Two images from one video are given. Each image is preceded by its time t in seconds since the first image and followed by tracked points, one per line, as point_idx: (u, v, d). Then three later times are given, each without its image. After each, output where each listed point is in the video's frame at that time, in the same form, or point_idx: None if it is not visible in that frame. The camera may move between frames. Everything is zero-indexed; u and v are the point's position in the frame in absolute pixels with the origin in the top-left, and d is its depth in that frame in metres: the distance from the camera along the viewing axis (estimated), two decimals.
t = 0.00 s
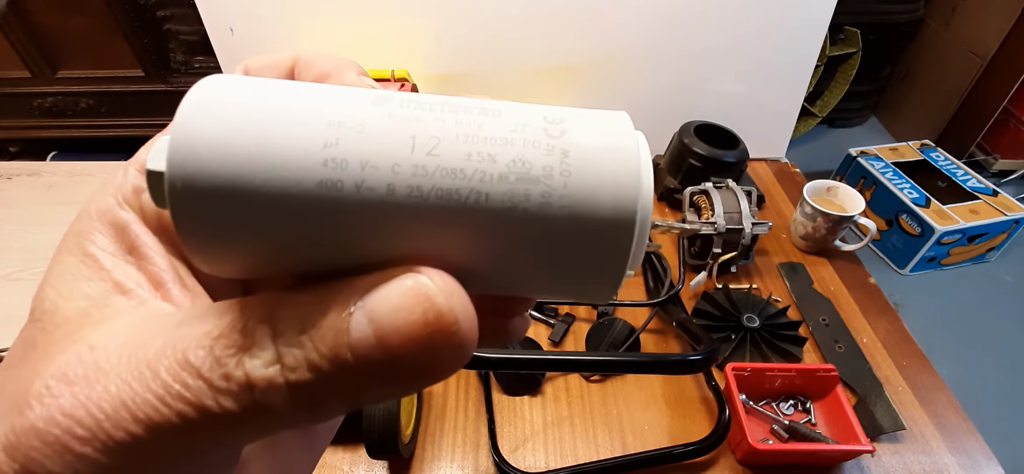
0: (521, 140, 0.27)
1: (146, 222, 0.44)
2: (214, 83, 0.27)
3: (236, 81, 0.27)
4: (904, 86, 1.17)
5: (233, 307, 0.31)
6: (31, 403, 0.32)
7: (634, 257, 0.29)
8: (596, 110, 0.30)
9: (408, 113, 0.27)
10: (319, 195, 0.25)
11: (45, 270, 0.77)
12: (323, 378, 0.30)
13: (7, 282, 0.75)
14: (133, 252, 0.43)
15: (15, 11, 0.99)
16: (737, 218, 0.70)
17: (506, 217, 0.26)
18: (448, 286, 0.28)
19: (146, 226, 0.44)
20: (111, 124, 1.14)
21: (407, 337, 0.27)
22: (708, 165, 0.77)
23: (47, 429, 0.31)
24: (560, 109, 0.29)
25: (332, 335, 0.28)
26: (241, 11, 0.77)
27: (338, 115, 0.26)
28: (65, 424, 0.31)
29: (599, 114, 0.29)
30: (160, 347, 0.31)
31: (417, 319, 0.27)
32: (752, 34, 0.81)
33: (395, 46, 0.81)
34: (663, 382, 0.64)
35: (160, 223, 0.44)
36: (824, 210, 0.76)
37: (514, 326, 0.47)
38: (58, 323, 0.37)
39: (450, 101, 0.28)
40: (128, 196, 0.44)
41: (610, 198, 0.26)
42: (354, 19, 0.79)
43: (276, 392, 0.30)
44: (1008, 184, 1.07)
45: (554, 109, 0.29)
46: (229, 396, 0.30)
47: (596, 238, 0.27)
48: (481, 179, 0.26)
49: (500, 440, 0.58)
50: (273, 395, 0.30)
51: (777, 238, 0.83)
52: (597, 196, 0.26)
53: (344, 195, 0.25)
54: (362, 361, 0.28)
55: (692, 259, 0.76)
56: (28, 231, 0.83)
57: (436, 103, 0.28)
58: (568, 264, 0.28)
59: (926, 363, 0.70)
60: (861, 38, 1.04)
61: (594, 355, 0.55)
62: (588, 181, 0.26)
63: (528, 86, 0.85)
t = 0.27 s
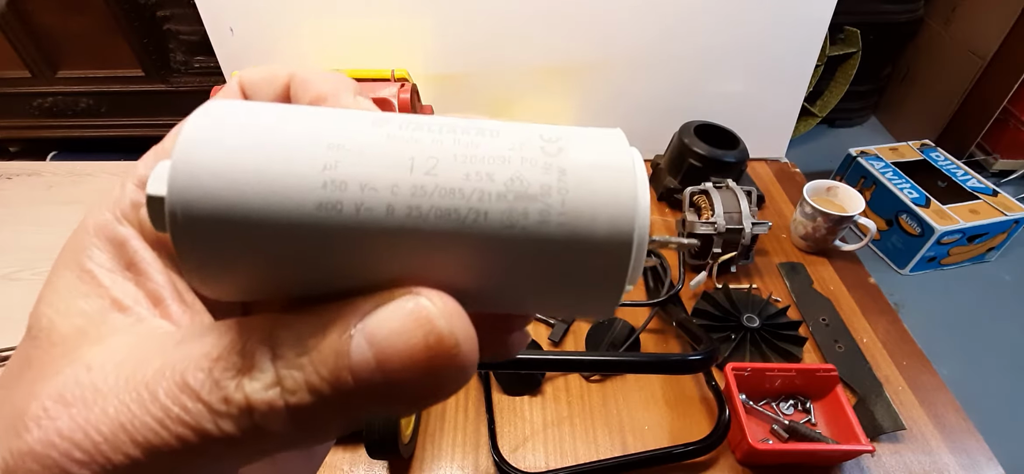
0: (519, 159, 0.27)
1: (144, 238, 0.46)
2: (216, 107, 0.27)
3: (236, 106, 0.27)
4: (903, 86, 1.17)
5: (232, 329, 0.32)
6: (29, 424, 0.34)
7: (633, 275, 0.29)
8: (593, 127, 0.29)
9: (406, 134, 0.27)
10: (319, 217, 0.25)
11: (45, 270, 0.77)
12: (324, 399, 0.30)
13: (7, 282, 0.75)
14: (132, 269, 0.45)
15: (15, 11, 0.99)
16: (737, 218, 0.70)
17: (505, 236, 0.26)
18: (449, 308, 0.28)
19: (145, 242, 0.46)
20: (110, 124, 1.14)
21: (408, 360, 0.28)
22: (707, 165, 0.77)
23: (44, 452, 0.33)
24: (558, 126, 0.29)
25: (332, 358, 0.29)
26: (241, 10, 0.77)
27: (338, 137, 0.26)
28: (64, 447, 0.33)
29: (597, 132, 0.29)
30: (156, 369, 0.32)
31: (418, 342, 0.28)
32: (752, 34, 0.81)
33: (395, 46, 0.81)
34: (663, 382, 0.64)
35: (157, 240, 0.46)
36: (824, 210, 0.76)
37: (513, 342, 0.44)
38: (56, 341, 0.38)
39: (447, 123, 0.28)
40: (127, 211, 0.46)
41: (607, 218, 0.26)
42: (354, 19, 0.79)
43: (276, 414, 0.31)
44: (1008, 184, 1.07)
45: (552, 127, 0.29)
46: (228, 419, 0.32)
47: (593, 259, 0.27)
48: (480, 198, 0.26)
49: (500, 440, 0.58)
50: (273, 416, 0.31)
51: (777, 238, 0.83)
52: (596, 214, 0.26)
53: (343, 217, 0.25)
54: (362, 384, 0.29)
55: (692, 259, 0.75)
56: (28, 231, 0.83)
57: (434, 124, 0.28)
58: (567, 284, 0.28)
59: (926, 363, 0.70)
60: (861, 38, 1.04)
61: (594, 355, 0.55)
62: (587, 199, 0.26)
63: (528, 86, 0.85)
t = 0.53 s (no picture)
0: (520, 209, 0.26)
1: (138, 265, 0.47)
2: (212, 158, 0.26)
3: (232, 156, 0.27)
4: (903, 86, 1.17)
5: (231, 367, 0.33)
6: (25, 463, 0.34)
7: (635, 317, 0.29)
8: (595, 166, 0.29)
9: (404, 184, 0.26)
10: (319, 272, 0.25)
11: (44, 271, 0.77)
12: (327, 445, 0.31)
13: (7, 283, 0.75)
14: (127, 298, 0.45)
15: (15, 11, 0.99)
16: (737, 218, 0.70)
17: (506, 288, 0.26)
18: (452, 364, 0.29)
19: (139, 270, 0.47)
20: (110, 125, 1.14)
21: (412, 410, 0.29)
22: (707, 165, 0.77)
23: None
24: (559, 168, 0.28)
25: (337, 408, 0.30)
26: (241, 10, 0.77)
27: (335, 190, 0.26)
28: None
29: (599, 174, 0.28)
30: (155, 410, 0.33)
31: (422, 395, 0.29)
32: (751, 34, 0.81)
33: (395, 45, 0.81)
34: (663, 382, 0.64)
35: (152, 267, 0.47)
36: (824, 210, 0.76)
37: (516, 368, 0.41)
38: (49, 371, 0.39)
39: (446, 165, 0.28)
40: (121, 238, 0.46)
41: (610, 266, 0.26)
42: (354, 19, 0.79)
43: (276, 460, 0.32)
44: (1008, 184, 1.07)
45: (553, 167, 0.28)
46: (228, 464, 0.32)
47: (592, 308, 0.28)
48: (481, 252, 0.26)
49: (500, 440, 0.58)
50: (274, 463, 0.32)
51: (777, 238, 0.83)
52: (597, 263, 0.26)
53: (343, 273, 0.25)
54: (366, 432, 0.30)
55: (692, 258, 0.75)
56: (28, 231, 0.83)
57: (432, 168, 0.27)
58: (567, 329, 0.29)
59: (926, 363, 0.70)
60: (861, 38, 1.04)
61: (594, 355, 0.55)
62: (588, 251, 0.26)
63: (528, 85, 0.85)
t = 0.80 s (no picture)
0: (522, 194, 0.26)
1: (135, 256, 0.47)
2: (209, 144, 0.26)
3: (229, 143, 0.27)
4: (903, 86, 1.17)
5: (229, 358, 0.34)
6: (24, 452, 0.34)
7: (641, 300, 0.29)
8: (599, 147, 0.29)
9: (403, 169, 0.26)
10: (320, 263, 0.26)
11: (45, 270, 0.77)
12: (332, 432, 0.31)
13: (7, 282, 0.75)
14: (125, 289, 0.45)
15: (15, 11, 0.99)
16: (737, 218, 0.70)
17: (509, 274, 0.26)
18: (457, 349, 0.29)
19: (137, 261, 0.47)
20: (110, 124, 1.14)
21: (418, 398, 0.29)
22: (707, 165, 0.77)
23: None
24: (562, 150, 0.28)
25: (341, 394, 0.30)
26: (241, 10, 0.77)
27: (332, 178, 0.26)
28: None
29: (603, 155, 0.28)
30: (158, 398, 0.33)
31: (427, 380, 0.29)
32: (751, 33, 0.81)
33: (395, 45, 0.81)
34: (663, 382, 0.64)
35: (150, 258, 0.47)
36: (824, 210, 0.76)
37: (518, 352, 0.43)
38: (47, 363, 0.40)
39: (446, 149, 0.27)
40: (117, 230, 0.47)
41: (616, 249, 0.26)
42: (354, 18, 0.79)
43: (280, 446, 0.32)
44: (1008, 184, 1.07)
45: (554, 150, 0.28)
46: (232, 450, 0.32)
47: (597, 292, 0.28)
48: (483, 239, 0.26)
49: (500, 440, 0.58)
50: (277, 449, 0.32)
51: (777, 238, 0.83)
52: (600, 248, 0.26)
53: (344, 261, 0.26)
54: (371, 420, 0.30)
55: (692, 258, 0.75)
56: (28, 231, 0.83)
57: (431, 153, 0.27)
58: (572, 314, 0.29)
59: (926, 363, 0.70)
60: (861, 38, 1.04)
61: (594, 355, 0.55)
62: (592, 236, 0.26)
63: (528, 85, 0.85)
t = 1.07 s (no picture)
0: (525, 176, 0.26)
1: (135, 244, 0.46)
2: (211, 124, 0.26)
3: (229, 123, 0.27)
4: (903, 86, 1.17)
5: (232, 340, 0.33)
6: (27, 434, 0.34)
7: (644, 282, 0.29)
8: (602, 129, 0.29)
9: (406, 151, 0.26)
10: (322, 244, 0.26)
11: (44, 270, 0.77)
12: (334, 413, 0.31)
13: (7, 282, 0.75)
14: (125, 275, 0.45)
15: (15, 11, 0.99)
16: (737, 218, 0.70)
17: (512, 256, 0.26)
18: (460, 330, 0.29)
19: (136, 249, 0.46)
20: (110, 124, 1.14)
21: (419, 378, 0.29)
22: (707, 165, 0.77)
23: (43, 462, 0.33)
24: (565, 133, 0.28)
25: (344, 375, 0.30)
26: (241, 10, 0.77)
27: (333, 160, 0.26)
28: (64, 457, 0.33)
29: (606, 138, 0.28)
30: (160, 379, 0.33)
31: (431, 360, 0.29)
32: (751, 33, 0.81)
33: (395, 46, 0.81)
34: (663, 382, 0.64)
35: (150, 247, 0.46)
36: (824, 210, 0.76)
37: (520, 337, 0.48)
38: (46, 348, 0.38)
39: (448, 132, 0.28)
40: (114, 217, 0.46)
41: (619, 230, 0.26)
42: (354, 19, 0.79)
43: (282, 429, 0.32)
44: (1008, 184, 1.07)
45: (557, 132, 0.28)
46: (235, 431, 0.32)
47: (601, 274, 0.27)
48: (486, 221, 0.26)
49: (500, 440, 0.58)
50: (279, 432, 0.32)
51: (777, 238, 0.83)
52: (605, 229, 0.26)
53: (346, 243, 0.26)
54: (372, 401, 0.30)
55: (692, 259, 0.75)
56: (28, 231, 0.83)
57: (434, 135, 0.27)
58: (575, 297, 0.29)
59: (926, 363, 0.70)
60: (861, 38, 1.04)
61: (594, 355, 0.55)
62: (595, 218, 0.26)
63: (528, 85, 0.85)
